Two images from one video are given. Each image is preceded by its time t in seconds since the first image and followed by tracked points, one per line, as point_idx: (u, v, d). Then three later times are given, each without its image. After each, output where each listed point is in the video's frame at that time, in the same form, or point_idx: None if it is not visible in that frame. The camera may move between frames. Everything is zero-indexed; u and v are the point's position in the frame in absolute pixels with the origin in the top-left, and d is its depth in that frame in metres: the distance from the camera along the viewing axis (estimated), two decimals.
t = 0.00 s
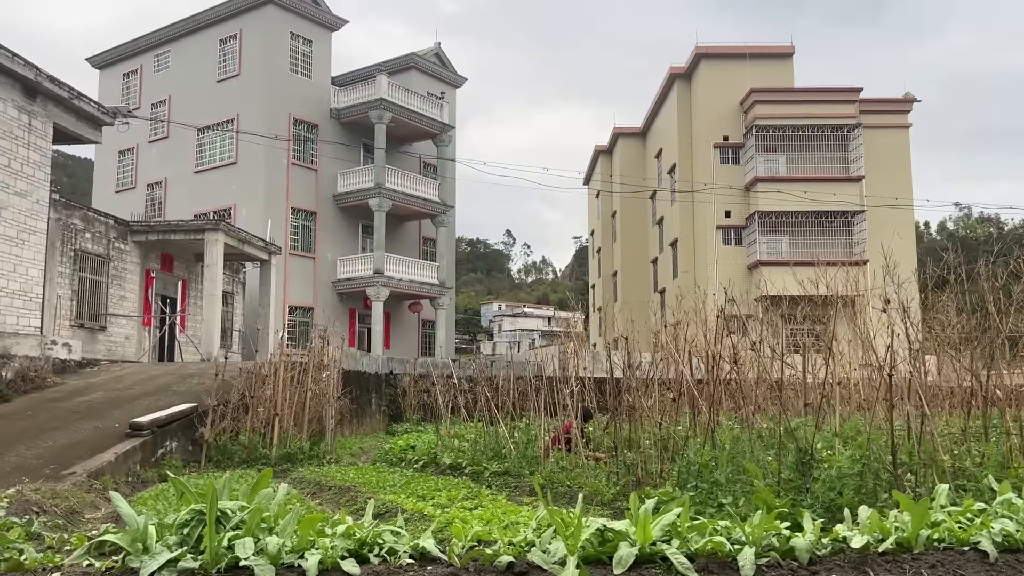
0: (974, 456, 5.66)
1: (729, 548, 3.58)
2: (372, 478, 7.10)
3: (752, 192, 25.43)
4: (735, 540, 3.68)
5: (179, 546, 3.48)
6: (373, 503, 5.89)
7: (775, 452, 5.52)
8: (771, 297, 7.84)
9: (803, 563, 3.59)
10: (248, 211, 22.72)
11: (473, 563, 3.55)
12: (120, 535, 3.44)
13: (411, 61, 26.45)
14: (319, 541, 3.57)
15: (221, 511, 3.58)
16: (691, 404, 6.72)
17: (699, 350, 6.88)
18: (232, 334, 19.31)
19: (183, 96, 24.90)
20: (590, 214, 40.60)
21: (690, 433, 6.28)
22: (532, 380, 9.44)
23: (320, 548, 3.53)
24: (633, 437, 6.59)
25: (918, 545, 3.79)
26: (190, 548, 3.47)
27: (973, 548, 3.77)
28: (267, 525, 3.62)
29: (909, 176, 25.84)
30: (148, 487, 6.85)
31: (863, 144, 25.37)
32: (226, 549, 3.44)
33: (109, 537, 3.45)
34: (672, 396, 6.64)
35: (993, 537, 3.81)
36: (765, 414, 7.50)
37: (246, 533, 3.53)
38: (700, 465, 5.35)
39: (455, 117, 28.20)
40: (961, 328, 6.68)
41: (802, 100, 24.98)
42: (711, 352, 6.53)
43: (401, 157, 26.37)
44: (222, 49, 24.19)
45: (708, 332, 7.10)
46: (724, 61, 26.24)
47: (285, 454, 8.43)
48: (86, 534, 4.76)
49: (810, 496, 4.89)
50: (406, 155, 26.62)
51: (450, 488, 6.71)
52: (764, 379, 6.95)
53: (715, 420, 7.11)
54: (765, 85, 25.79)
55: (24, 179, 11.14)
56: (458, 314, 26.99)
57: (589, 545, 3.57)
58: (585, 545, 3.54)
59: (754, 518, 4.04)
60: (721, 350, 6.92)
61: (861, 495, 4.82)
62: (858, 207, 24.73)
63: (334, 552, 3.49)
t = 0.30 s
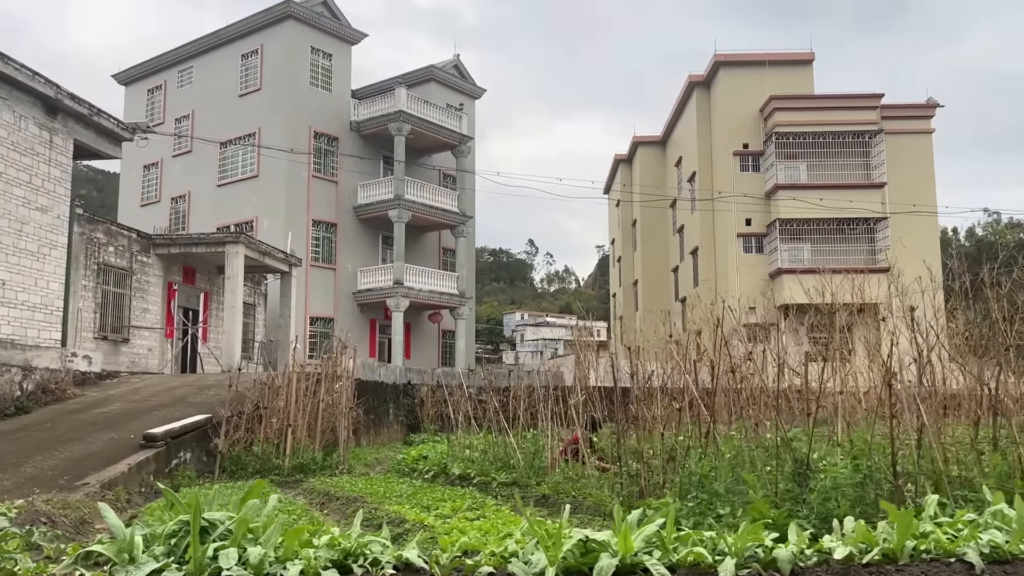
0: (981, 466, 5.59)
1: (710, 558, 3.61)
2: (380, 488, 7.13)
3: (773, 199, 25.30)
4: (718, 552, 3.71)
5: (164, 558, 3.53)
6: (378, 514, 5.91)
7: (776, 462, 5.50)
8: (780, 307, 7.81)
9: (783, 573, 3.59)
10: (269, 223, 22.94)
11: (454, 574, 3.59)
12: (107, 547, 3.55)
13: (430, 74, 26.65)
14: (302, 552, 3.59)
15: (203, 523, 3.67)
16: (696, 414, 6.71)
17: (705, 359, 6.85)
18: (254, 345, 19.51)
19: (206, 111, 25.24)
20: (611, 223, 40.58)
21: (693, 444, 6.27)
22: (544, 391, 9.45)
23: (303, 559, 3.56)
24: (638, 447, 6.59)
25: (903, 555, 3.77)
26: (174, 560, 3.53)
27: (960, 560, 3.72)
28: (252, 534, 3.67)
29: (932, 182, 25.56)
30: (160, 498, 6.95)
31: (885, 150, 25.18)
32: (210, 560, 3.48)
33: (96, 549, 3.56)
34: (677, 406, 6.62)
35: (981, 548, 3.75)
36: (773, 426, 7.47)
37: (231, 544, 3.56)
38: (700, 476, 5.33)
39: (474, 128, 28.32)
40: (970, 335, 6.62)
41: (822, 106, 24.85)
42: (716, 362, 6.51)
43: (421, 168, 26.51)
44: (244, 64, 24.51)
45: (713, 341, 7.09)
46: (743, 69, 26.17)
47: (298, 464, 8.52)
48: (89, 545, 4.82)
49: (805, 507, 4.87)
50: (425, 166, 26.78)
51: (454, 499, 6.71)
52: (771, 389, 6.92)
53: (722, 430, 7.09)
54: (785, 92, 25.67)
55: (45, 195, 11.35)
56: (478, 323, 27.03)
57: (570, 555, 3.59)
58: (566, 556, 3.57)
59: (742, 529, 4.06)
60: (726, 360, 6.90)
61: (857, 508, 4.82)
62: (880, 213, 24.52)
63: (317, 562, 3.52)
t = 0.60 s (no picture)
0: (971, 478, 5.64)
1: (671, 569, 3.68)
2: (375, 498, 7.18)
3: (781, 208, 25.27)
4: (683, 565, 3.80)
5: (139, 570, 3.61)
6: (369, 526, 5.95)
7: (758, 473, 5.61)
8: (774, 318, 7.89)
9: None
10: (278, 234, 23.09)
11: None
12: (84, 559, 3.60)
13: (437, 84, 26.79)
14: (274, 565, 3.65)
15: (175, 535, 3.74)
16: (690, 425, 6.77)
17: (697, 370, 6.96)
18: (262, 355, 19.61)
19: (215, 123, 25.45)
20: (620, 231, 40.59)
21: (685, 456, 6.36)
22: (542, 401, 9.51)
23: (275, 571, 3.61)
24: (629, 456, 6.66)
25: (868, 566, 3.86)
26: (148, 572, 3.60)
27: (923, 574, 3.82)
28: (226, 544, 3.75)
29: (941, 191, 25.49)
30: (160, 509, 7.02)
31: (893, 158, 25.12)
32: (184, 571, 3.55)
33: (73, 562, 3.61)
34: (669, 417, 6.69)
35: (944, 561, 3.85)
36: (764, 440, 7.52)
37: (205, 557, 3.61)
38: (686, 488, 5.46)
39: (481, 138, 28.42)
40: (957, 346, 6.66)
41: (829, 115, 24.82)
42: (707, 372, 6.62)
43: (429, 179, 26.62)
44: (253, 76, 24.71)
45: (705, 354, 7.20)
46: (750, 78, 26.18)
47: (297, 475, 8.61)
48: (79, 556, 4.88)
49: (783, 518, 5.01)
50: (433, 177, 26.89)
51: (447, 510, 6.75)
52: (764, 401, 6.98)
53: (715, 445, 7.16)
54: (792, 101, 25.66)
55: (51, 208, 11.48)
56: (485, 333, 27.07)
57: (536, 568, 3.68)
58: (532, 569, 3.67)
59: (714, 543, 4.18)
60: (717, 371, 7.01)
61: (833, 519, 4.94)
62: (889, 222, 24.45)
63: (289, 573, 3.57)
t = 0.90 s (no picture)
0: (947, 484, 5.73)
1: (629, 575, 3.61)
2: (359, 505, 7.21)
3: (780, 215, 25.29)
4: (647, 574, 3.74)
5: None
6: (350, 533, 5.99)
7: (735, 481, 5.76)
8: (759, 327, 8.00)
9: None
10: (277, 241, 23.13)
11: None
12: (47, 565, 3.52)
13: (437, 92, 26.86)
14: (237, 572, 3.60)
15: (139, 541, 3.67)
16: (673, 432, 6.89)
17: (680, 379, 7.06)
18: (261, 362, 19.63)
19: (216, 130, 25.54)
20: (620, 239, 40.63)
21: (668, 464, 6.50)
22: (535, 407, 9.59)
23: None
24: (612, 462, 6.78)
25: (827, 572, 3.82)
26: None
27: None
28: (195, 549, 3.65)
29: (941, 198, 25.47)
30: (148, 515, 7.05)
31: (892, 166, 25.14)
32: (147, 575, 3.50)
33: (36, 567, 3.55)
34: (652, 424, 6.82)
35: (903, 568, 3.79)
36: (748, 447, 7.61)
37: (167, 564, 3.52)
38: (664, 496, 5.63)
39: (481, 145, 28.47)
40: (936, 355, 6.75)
41: (828, 122, 24.85)
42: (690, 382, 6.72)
43: (428, 186, 26.67)
44: (254, 83, 24.79)
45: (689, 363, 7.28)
46: (749, 86, 26.26)
47: (287, 482, 8.66)
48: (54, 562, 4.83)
49: (756, 527, 5.15)
50: (432, 184, 26.92)
51: (431, 517, 6.77)
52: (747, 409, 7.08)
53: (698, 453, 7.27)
54: (791, 109, 25.70)
55: (45, 215, 11.54)
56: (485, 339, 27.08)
57: None
58: None
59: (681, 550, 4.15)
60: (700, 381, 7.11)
61: (806, 527, 5.07)
62: (888, 230, 24.46)
63: None
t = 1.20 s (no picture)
0: (912, 488, 5.80)
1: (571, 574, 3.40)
2: (333, 508, 7.21)
3: (770, 222, 25.36)
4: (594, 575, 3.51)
5: None
6: (322, 535, 5.98)
7: (700, 482, 5.87)
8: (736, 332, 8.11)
9: None
10: (268, 243, 23.12)
11: None
12: None
13: (429, 96, 26.88)
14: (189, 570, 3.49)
15: (88, 540, 3.37)
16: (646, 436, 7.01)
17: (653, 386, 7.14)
18: (249, 364, 19.60)
19: (207, 132, 25.51)
20: (612, 244, 40.67)
21: (638, 469, 6.63)
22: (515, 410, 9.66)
23: None
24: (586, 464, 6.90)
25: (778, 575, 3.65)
26: None
27: None
28: (144, 550, 3.35)
29: (930, 207, 25.56)
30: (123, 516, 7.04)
31: (882, 173, 25.26)
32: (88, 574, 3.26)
33: None
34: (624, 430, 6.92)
35: (853, 571, 3.68)
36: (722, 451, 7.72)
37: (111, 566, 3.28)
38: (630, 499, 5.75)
39: (473, 150, 28.48)
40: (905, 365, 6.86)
41: (818, 129, 24.95)
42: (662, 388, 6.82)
43: (420, 190, 26.66)
44: (245, 85, 24.77)
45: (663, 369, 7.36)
46: (740, 92, 26.36)
47: (266, 484, 8.74)
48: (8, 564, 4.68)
49: (716, 530, 5.23)
50: (424, 188, 26.92)
51: (404, 520, 6.75)
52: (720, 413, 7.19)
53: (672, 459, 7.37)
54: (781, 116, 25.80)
55: (27, 215, 11.50)
56: (475, 343, 27.06)
57: None
58: None
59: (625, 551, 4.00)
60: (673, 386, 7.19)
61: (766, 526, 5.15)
62: (877, 237, 24.56)
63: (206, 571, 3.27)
